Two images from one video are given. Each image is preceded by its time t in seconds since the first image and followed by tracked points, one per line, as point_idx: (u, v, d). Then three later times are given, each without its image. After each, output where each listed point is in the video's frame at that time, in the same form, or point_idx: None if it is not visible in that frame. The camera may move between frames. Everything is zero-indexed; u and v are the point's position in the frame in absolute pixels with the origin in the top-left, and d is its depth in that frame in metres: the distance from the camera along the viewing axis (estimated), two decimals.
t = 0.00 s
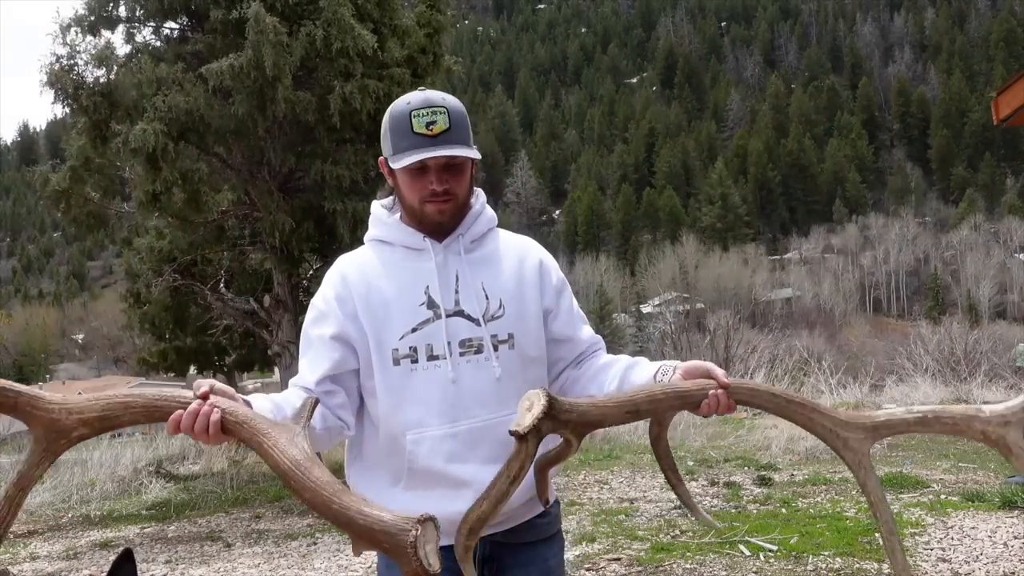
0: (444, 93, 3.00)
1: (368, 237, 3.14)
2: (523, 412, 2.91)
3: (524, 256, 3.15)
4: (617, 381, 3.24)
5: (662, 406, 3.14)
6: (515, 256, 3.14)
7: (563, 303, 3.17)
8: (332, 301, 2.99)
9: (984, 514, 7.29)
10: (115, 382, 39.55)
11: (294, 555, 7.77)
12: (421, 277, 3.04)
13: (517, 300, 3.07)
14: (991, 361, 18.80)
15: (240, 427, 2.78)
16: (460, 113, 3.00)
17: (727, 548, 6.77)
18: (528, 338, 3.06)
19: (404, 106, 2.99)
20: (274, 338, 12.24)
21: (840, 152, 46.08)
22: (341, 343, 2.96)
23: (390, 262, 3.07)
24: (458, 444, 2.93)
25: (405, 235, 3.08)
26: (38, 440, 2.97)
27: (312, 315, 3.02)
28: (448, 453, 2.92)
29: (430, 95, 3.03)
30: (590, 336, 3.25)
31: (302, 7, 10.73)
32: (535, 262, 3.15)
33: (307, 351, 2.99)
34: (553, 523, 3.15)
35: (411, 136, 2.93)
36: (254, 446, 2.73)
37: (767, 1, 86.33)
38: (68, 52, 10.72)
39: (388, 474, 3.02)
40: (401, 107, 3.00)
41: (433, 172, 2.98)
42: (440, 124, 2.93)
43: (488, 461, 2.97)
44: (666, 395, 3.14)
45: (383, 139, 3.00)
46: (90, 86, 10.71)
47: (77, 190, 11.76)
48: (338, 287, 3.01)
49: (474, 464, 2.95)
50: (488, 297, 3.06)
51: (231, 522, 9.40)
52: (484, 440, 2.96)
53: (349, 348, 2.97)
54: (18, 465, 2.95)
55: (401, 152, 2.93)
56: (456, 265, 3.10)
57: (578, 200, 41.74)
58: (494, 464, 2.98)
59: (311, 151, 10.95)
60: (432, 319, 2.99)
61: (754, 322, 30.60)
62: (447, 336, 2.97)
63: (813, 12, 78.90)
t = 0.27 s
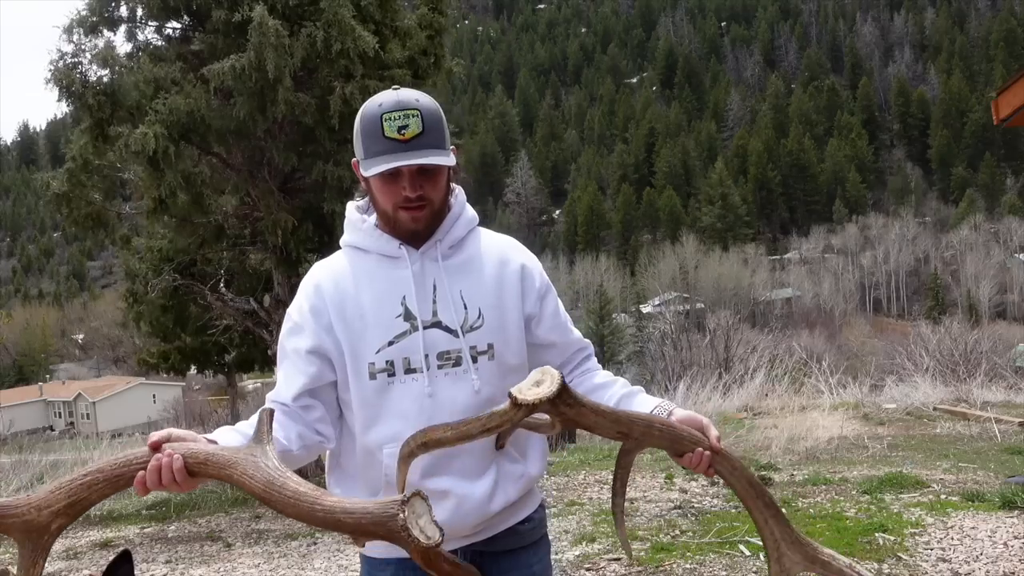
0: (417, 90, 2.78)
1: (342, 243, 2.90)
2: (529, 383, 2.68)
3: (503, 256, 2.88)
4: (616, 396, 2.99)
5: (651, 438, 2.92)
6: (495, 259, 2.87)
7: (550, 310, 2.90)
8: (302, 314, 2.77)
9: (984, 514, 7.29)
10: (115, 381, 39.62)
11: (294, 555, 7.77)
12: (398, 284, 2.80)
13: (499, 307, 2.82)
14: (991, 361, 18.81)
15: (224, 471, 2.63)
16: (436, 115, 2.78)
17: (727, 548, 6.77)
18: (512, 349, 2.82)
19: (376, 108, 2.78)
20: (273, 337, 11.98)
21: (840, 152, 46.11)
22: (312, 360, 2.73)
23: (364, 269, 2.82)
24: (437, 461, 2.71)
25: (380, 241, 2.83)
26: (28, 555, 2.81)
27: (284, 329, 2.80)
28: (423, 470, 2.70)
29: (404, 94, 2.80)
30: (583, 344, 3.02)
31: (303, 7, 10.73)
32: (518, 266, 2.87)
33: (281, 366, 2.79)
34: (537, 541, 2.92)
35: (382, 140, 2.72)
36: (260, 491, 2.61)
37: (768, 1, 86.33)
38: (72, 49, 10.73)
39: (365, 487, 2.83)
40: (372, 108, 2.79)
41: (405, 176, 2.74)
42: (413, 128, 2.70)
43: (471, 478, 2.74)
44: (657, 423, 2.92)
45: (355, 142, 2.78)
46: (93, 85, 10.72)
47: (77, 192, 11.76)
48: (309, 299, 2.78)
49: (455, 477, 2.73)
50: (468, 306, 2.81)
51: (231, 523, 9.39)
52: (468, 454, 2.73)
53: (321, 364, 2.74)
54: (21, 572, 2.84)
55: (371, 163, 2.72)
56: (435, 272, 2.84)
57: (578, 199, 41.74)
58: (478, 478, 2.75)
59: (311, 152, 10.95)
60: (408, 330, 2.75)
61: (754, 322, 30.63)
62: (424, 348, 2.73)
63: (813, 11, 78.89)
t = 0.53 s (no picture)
0: (391, 88, 2.76)
1: (318, 249, 2.87)
2: (548, 367, 2.53)
3: (479, 258, 2.84)
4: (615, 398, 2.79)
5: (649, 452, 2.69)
6: (472, 258, 2.84)
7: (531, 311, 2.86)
8: (281, 319, 2.72)
9: (984, 514, 7.29)
10: (115, 381, 39.64)
11: (295, 555, 7.77)
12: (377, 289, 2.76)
13: (476, 307, 2.78)
14: (991, 361, 18.81)
15: (221, 511, 2.43)
16: (412, 110, 2.75)
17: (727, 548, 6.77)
18: (492, 351, 2.79)
19: (353, 104, 2.73)
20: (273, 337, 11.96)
21: (840, 152, 46.12)
22: (294, 367, 2.67)
23: (343, 276, 2.78)
24: (416, 464, 2.67)
25: (358, 246, 2.80)
26: None
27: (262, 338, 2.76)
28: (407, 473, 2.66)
29: (378, 93, 2.77)
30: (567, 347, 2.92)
31: (304, 7, 10.76)
32: (496, 266, 2.83)
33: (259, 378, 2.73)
34: (522, 544, 2.86)
35: (362, 138, 2.67)
36: (261, 523, 2.43)
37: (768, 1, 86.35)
38: (72, 48, 10.77)
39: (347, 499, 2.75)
40: (350, 105, 2.73)
41: (387, 175, 2.68)
42: (394, 123, 2.67)
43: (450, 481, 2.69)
44: (650, 431, 2.68)
45: (329, 144, 2.74)
46: (92, 83, 10.81)
47: (77, 193, 11.75)
48: (287, 305, 2.73)
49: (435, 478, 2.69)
50: (446, 309, 2.77)
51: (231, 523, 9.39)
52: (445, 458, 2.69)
53: (302, 372, 2.68)
54: None
55: (355, 164, 2.64)
56: (413, 276, 2.81)
57: (578, 199, 41.73)
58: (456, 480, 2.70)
59: (313, 152, 10.91)
60: (388, 337, 2.71)
61: (754, 322, 30.63)
62: (403, 352, 2.70)
63: (813, 11, 78.90)
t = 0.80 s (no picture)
0: (385, 90, 2.52)
1: (305, 254, 2.63)
2: (523, 379, 2.37)
3: (473, 256, 2.64)
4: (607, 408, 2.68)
5: (641, 461, 2.53)
6: (464, 255, 2.64)
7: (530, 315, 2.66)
8: (269, 330, 2.49)
9: (984, 514, 7.29)
10: (115, 381, 39.68)
11: (294, 555, 7.76)
12: (371, 294, 2.55)
13: (474, 311, 2.58)
14: (992, 361, 18.83)
15: (213, 537, 2.24)
16: (407, 114, 2.54)
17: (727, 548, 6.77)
18: (488, 356, 2.58)
19: (347, 107, 2.48)
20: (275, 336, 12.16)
21: (840, 152, 46.15)
22: (287, 381, 2.44)
23: (334, 284, 2.55)
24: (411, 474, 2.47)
25: (350, 252, 2.57)
26: None
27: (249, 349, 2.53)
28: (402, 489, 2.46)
29: (372, 94, 2.53)
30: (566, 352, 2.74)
31: (303, 7, 10.76)
32: (492, 269, 2.63)
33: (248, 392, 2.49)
34: (518, 539, 2.66)
35: (359, 144, 2.44)
36: (246, 532, 2.23)
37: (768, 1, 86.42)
38: (69, 49, 10.75)
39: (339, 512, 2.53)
40: (342, 109, 2.49)
41: (384, 182, 2.46)
42: (391, 128, 2.46)
43: (445, 483, 2.50)
44: (642, 442, 2.53)
45: (317, 150, 2.51)
46: (90, 84, 10.77)
47: (76, 192, 11.79)
48: (276, 313, 2.50)
49: (430, 485, 2.49)
50: (442, 316, 2.57)
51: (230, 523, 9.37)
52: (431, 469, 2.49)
53: (295, 385, 2.45)
54: None
55: (351, 174, 2.42)
56: (408, 285, 2.60)
57: (578, 199, 41.72)
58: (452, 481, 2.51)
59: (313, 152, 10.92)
60: (385, 347, 2.50)
61: (754, 322, 30.65)
62: (401, 362, 2.50)
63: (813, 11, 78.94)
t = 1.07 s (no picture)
0: (403, 94, 2.37)
1: (307, 257, 2.54)
2: (499, 376, 2.35)
3: (480, 258, 2.60)
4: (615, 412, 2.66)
5: (641, 457, 2.50)
6: (470, 258, 2.60)
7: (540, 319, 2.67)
8: (272, 338, 2.40)
9: (984, 514, 7.29)
10: (116, 381, 39.70)
11: (294, 555, 7.75)
12: (379, 303, 2.48)
13: (481, 319, 2.55)
14: (992, 361, 18.84)
15: (222, 560, 2.18)
16: (424, 125, 2.40)
17: (727, 548, 6.76)
18: (495, 363, 2.56)
19: (359, 109, 2.35)
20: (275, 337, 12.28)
21: (840, 152, 46.16)
22: (293, 393, 2.36)
23: (338, 293, 2.47)
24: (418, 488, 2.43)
25: (355, 259, 2.47)
26: None
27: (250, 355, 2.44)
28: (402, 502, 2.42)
29: (387, 96, 2.39)
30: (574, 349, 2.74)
31: (303, 7, 10.76)
32: (500, 275, 2.60)
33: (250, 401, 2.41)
34: (523, 555, 2.66)
35: (365, 151, 2.31)
36: (260, 550, 2.17)
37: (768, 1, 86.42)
38: (69, 50, 10.75)
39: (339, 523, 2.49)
40: (354, 111, 2.36)
41: (390, 193, 2.35)
42: (402, 138, 2.32)
43: (459, 498, 2.48)
44: (641, 437, 2.50)
45: (325, 154, 2.38)
46: (89, 86, 10.72)
47: (76, 190, 11.78)
48: (279, 321, 2.41)
49: (438, 496, 2.46)
50: (451, 327, 2.53)
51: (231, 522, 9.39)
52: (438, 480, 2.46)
53: (301, 396, 2.38)
54: None
55: (355, 182, 2.30)
56: (416, 292, 2.53)
57: (578, 199, 41.72)
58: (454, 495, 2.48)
59: (313, 152, 10.91)
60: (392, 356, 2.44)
61: (754, 323, 30.66)
62: (408, 374, 2.45)
63: (813, 11, 78.94)
